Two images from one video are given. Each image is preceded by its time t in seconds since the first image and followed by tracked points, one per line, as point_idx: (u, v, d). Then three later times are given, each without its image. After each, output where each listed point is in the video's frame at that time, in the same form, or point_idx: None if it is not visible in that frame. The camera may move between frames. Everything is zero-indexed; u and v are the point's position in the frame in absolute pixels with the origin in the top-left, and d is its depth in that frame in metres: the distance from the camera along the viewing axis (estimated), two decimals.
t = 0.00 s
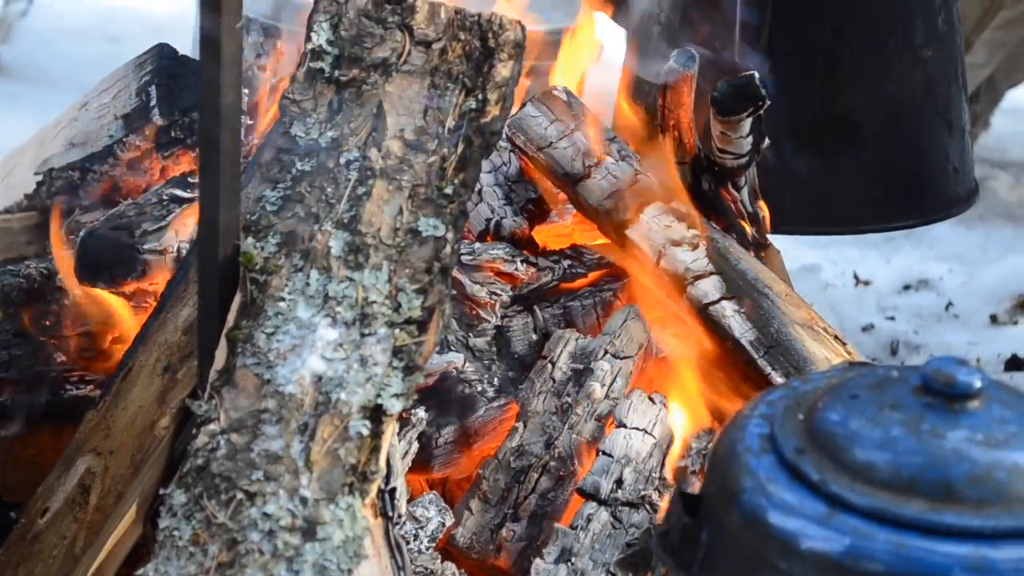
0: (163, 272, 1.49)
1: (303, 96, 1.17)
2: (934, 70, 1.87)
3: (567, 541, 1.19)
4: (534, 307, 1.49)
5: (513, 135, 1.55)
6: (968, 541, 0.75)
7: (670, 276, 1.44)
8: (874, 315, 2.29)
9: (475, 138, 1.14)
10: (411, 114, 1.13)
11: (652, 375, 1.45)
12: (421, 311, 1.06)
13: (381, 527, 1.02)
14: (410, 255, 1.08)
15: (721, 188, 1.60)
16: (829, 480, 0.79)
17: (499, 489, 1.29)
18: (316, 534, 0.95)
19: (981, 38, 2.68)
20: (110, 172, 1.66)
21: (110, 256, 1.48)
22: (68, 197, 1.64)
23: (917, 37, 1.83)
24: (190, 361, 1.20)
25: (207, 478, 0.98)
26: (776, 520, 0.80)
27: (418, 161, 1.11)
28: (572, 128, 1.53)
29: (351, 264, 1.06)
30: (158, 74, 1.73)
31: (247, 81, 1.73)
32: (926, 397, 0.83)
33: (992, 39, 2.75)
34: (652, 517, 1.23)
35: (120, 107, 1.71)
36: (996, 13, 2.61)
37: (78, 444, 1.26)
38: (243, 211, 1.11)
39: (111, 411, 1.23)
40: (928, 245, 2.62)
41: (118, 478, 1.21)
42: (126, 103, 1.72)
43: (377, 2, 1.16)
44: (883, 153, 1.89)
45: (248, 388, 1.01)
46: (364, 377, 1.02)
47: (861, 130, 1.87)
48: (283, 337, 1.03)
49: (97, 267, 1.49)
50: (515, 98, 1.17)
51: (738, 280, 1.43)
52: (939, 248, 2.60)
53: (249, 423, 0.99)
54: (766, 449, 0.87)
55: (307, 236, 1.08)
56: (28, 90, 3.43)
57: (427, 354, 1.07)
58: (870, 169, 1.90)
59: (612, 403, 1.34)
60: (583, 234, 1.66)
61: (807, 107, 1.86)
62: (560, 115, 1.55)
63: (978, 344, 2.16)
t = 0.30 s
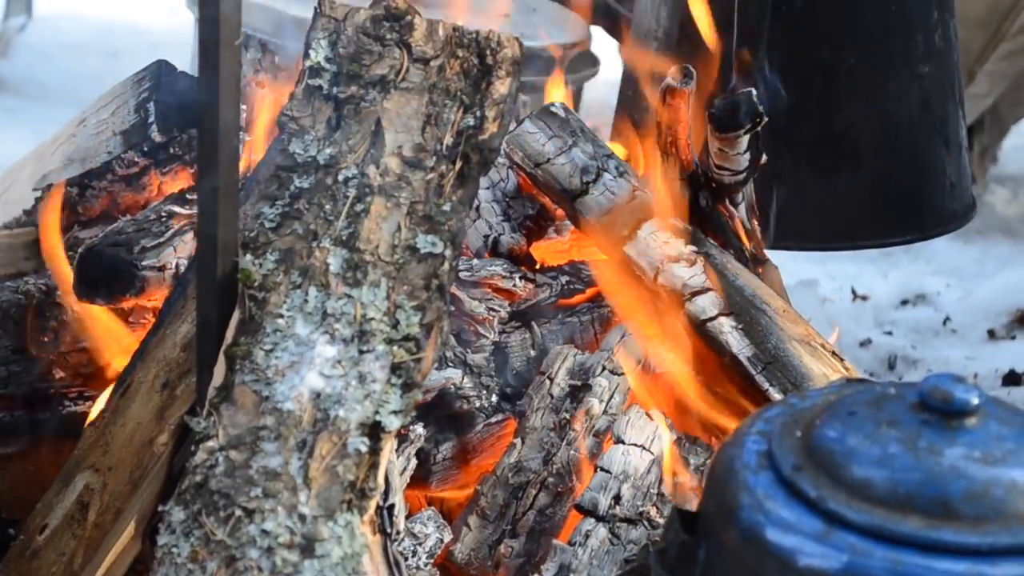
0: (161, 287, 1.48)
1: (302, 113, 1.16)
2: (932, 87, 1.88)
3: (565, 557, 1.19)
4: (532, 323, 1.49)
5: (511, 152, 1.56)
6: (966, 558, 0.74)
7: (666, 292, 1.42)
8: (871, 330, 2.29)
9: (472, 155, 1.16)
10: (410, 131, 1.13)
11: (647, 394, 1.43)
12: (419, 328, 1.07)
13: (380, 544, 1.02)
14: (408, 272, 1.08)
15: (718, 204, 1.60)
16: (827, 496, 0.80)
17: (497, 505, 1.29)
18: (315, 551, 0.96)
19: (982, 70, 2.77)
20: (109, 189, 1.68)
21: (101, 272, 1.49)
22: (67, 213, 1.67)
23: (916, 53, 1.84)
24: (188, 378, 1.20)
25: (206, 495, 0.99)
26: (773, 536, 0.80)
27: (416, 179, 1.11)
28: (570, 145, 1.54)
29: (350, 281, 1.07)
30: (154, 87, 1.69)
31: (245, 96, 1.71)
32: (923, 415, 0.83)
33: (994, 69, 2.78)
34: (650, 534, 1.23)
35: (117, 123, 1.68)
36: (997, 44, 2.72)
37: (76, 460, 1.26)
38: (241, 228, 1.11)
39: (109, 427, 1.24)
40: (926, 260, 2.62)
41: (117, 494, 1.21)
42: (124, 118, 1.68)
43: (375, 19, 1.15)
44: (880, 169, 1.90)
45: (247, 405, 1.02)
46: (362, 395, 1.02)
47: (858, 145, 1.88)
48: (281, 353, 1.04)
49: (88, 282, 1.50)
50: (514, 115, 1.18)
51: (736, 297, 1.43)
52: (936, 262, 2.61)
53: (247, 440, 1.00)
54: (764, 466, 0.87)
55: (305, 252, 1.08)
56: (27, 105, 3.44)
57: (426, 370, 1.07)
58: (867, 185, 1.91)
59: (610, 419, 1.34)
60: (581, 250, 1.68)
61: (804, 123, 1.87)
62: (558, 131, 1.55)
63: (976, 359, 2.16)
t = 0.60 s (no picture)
0: (158, 301, 1.51)
1: (299, 128, 1.16)
2: (929, 100, 1.89)
3: (562, 572, 1.18)
4: (529, 338, 1.47)
5: (509, 166, 1.57)
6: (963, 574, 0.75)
7: (664, 307, 1.44)
8: (869, 344, 2.29)
9: (471, 170, 1.15)
10: (407, 147, 1.13)
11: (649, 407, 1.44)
12: (417, 343, 1.07)
13: (377, 558, 1.03)
14: (406, 287, 1.08)
15: (717, 220, 1.58)
16: (823, 512, 0.80)
17: (495, 519, 1.27)
18: (312, 566, 0.96)
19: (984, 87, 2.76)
20: (107, 204, 1.65)
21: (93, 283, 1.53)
22: (65, 227, 1.64)
23: (913, 68, 1.84)
24: (186, 393, 1.20)
25: (203, 510, 0.98)
26: (770, 552, 0.80)
27: (414, 194, 1.12)
28: (567, 159, 1.56)
29: (347, 296, 1.07)
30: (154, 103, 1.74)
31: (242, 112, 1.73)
32: (920, 430, 0.83)
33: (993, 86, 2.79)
34: (648, 548, 1.23)
35: (116, 138, 1.72)
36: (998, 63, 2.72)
37: (74, 475, 1.27)
38: (239, 243, 1.11)
39: (108, 442, 1.25)
40: (924, 273, 2.63)
41: (115, 509, 1.21)
42: (123, 134, 1.72)
43: (373, 34, 1.17)
44: (876, 183, 1.91)
45: (244, 420, 1.02)
46: (360, 410, 1.02)
47: (855, 160, 1.89)
48: (279, 369, 1.04)
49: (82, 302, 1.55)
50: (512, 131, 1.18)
51: (733, 311, 1.43)
52: (934, 276, 2.61)
53: (245, 455, 1.00)
54: (761, 481, 0.87)
55: (303, 268, 1.09)
56: (24, 118, 3.45)
57: (424, 385, 1.07)
58: (864, 199, 1.92)
59: (608, 434, 1.33)
60: (579, 264, 1.67)
61: (802, 137, 1.88)
62: (555, 146, 1.57)
63: (973, 372, 2.16)
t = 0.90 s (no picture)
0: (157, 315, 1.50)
1: (296, 142, 1.16)
2: (924, 113, 1.90)
3: None
4: (526, 351, 1.47)
5: (505, 179, 1.57)
6: None
7: (660, 320, 1.43)
8: (866, 356, 2.29)
9: (467, 184, 1.16)
10: (404, 161, 1.13)
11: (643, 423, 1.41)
12: (413, 357, 1.07)
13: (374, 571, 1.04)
14: (403, 301, 1.09)
15: (711, 233, 1.59)
16: (819, 526, 0.80)
17: (492, 533, 1.26)
18: None
19: (982, 99, 2.77)
20: (103, 218, 1.66)
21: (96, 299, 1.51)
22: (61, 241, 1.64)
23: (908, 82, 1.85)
24: (183, 407, 1.21)
25: (200, 524, 0.99)
26: (767, 566, 0.80)
27: (410, 208, 1.12)
28: (564, 173, 1.55)
29: (344, 310, 1.07)
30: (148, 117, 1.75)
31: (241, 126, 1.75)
32: (915, 444, 0.83)
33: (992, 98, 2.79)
34: (645, 561, 1.22)
35: (113, 153, 1.73)
36: (996, 74, 2.74)
37: (70, 489, 1.27)
38: (235, 257, 1.11)
39: (105, 455, 1.25)
40: (920, 285, 2.63)
41: (112, 523, 1.22)
42: (119, 147, 1.74)
43: (369, 49, 1.16)
44: (872, 195, 1.91)
45: (241, 434, 1.02)
46: (356, 423, 1.02)
47: (850, 173, 1.89)
48: (275, 383, 1.04)
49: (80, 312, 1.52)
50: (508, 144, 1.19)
51: (729, 324, 1.43)
52: (930, 288, 2.61)
53: (241, 469, 1.00)
54: (757, 495, 0.87)
55: (300, 281, 1.09)
56: (21, 131, 3.46)
57: (420, 399, 1.08)
58: (859, 212, 1.92)
59: (604, 447, 1.33)
60: (575, 278, 1.67)
61: (797, 150, 1.88)
62: (552, 159, 1.56)
63: (970, 384, 2.16)
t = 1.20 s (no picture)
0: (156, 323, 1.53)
1: (295, 150, 1.17)
2: (924, 120, 1.90)
3: None
4: (526, 358, 1.47)
5: (505, 187, 1.56)
6: None
7: (660, 326, 1.43)
8: (865, 363, 2.29)
9: (467, 192, 1.15)
10: (403, 168, 1.14)
11: (645, 427, 1.43)
12: (413, 365, 1.06)
13: None
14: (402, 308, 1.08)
15: (712, 240, 1.59)
16: (819, 533, 0.80)
17: (492, 540, 1.26)
18: None
19: (982, 104, 2.78)
20: (103, 225, 1.66)
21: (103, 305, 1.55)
22: (61, 248, 1.63)
23: (908, 89, 1.86)
24: (182, 414, 1.20)
25: (200, 532, 0.99)
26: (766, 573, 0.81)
27: (410, 216, 1.12)
28: (563, 180, 1.55)
29: (343, 317, 1.07)
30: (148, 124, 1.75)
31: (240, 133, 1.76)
32: (915, 451, 0.83)
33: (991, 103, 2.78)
34: (644, 569, 1.22)
35: (113, 160, 1.72)
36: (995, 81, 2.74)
37: (70, 497, 1.27)
38: (235, 265, 1.11)
39: (105, 463, 1.25)
40: (920, 292, 2.63)
41: (111, 530, 1.22)
42: (120, 155, 1.72)
43: (369, 56, 1.17)
44: (872, 203, 1.91)
45: (241, 442, 1.02)
46: (356, 431, 1.03)
47: (850, 181, 1.89)
48: (275, 391, 1.04)
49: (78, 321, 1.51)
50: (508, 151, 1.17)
51: (728, 331, 1.43)
52: (930, 294, 2.61)
53: (241, 477, 1.01)
54: (757, 503, 0.87)
55: (299, 289, 1.09)
56: (20, 138, 3.46)
57: (420, 407, 1.07)
58: (859, 220, 1.92)
59: (604, 454, 1.32)
60: (575, 285, 1.69)
61: (796, 157, 1.88)
62: (552, 166, 1.57)
63: (970, 391, 2.15)
